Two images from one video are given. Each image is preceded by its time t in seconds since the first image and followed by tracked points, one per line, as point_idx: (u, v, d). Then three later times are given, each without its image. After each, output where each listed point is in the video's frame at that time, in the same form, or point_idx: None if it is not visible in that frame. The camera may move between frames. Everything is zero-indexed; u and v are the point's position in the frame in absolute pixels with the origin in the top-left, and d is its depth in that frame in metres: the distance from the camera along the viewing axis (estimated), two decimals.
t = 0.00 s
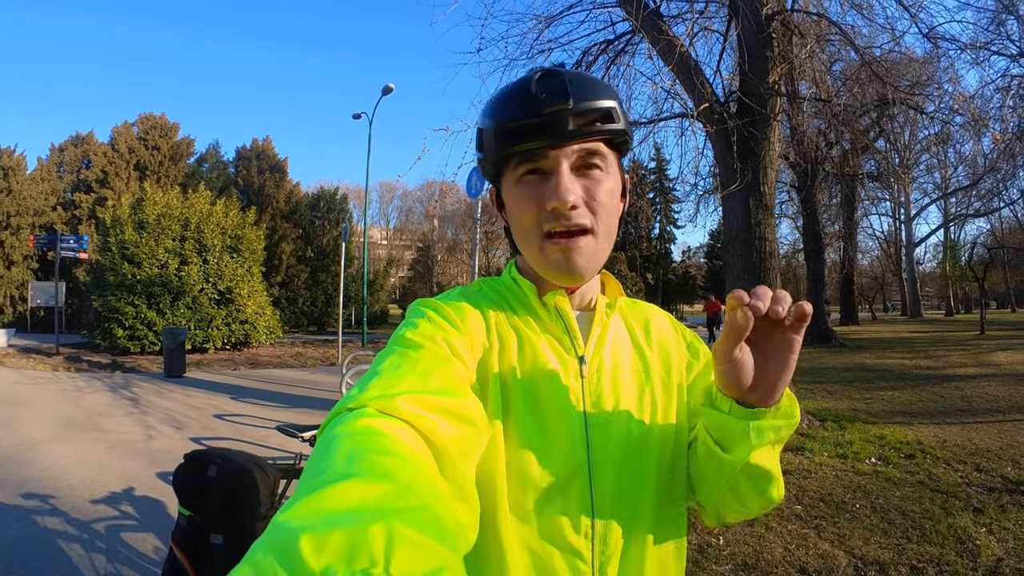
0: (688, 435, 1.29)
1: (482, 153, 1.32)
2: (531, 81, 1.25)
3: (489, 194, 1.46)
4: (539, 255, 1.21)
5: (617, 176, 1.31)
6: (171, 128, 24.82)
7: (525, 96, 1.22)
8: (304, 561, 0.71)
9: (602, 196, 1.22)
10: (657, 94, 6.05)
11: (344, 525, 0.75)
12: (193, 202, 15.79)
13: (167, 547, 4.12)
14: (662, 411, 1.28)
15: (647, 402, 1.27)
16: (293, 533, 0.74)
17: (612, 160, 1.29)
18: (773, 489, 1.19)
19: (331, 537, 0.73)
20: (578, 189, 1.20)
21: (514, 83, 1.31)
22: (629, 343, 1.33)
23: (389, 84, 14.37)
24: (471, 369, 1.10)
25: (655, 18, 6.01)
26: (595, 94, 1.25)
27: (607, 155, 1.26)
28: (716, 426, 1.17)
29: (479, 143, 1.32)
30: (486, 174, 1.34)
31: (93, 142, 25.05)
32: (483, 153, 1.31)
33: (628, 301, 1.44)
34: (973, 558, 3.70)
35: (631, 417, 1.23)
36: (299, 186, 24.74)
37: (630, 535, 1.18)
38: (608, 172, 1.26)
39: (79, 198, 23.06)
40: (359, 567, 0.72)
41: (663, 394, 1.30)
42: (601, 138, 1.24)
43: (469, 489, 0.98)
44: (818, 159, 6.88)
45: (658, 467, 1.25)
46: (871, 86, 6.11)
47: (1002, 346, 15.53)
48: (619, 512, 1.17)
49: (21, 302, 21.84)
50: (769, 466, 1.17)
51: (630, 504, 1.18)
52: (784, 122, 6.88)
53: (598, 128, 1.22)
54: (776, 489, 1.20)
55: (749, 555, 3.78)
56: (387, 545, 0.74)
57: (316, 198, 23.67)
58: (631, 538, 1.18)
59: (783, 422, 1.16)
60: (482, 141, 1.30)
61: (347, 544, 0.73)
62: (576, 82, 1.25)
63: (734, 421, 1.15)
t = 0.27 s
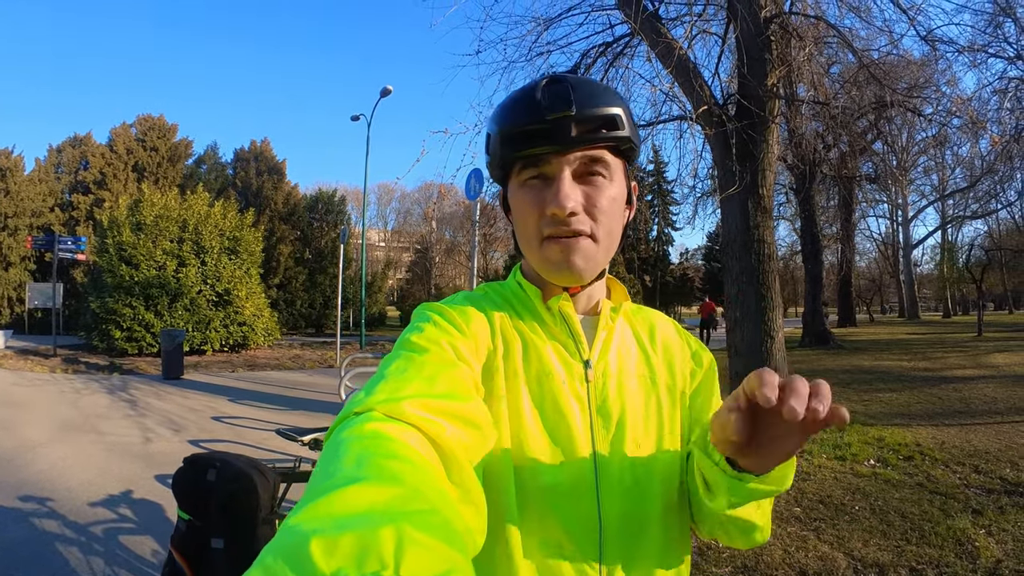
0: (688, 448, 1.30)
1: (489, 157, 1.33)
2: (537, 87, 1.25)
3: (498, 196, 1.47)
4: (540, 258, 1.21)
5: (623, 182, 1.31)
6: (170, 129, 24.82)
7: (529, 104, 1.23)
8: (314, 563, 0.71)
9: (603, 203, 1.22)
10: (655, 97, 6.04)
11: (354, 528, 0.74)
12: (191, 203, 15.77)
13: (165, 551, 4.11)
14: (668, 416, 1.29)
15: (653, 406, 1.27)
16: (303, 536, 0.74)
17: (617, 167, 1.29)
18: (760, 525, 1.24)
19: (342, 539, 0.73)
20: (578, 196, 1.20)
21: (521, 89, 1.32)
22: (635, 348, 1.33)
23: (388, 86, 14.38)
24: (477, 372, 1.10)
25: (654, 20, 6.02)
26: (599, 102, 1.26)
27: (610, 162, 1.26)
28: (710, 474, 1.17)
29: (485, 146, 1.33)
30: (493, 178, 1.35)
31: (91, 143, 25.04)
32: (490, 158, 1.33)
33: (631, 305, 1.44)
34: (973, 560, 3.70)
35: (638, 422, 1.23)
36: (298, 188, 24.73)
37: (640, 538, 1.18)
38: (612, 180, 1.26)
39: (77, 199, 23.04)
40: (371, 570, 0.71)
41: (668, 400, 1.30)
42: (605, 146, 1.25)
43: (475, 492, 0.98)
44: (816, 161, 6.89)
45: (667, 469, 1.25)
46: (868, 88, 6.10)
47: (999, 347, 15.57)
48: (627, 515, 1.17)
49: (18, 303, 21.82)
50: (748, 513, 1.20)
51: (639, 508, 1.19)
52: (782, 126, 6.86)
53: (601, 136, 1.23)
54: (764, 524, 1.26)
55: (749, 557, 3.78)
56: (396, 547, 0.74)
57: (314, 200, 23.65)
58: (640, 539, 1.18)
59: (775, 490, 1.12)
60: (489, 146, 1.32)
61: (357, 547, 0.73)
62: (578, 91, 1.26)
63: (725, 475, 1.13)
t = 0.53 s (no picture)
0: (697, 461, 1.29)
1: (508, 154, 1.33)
2: (558, 87, 1.26)
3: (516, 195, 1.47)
4: (555, 258, 1.22)
5: (639, 187, 1.32)
6: (168, 130, 24.83)
7: (550, 101, 1.24)
8: (322, 561, 0.71)
9: (620, 205, 1.23)
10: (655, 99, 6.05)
11: (361, 527, 0.74)
12: (189, 204, 15.76)
13: (165, 553, 4.10)
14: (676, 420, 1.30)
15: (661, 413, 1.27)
16: (310, 534, 0.74)
17: (635, 170, 1.30)
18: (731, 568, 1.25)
19: (349, 538, 0.73)
20: (595, 196, 1.21)
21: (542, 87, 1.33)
22: (644, 353, 1.33)
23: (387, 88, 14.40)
24: (486, 372, 1.10)
25: (653, 22, 6.03)
26: (621, 104, 1.27)
27: (629, 165, 1.27)
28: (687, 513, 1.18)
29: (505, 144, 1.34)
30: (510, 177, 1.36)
31: (89, 145, 25.03)
32: (510, 156, 1.33)
33: (642, 309, 1.44)
34: (973, 560, 3.70)
35: (646, 426, 1.24)
36: (296, 190, 24.73)
37: (649, 539, 1.19)
38: (629, 183, 1.27)
39: (76, 201, 23.02)
40: (378, 569, 0.71)
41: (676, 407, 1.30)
42: (624, 148, 1.25)
43: (481, 493, 0.98)
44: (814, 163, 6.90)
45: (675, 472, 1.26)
46: (866, 90, 6.07)
47: (997, 348, 15.61)
48: (635, 516, 1.17)
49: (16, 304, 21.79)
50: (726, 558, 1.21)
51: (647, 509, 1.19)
52: (781, 127, 6.89)
53: (619, 137, 1.23)
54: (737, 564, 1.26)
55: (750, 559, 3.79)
56: (404, 546, 0.74)
57: (313, 201, 23.65)
58: (650, 540, 1.19)
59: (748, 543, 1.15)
60: (508, 145, 1.32)
61: (365, 545, 0.73)
62: (599, 92, 1.26)
63: (704, 528, 1.14)
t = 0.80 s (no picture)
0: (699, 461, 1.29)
1: (516, 149, 1.30)
2: (579, 86, 1.23)
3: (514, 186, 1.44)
4: (568, 260, 1.22)
5: (650, 191, 1.32)
6: (167, 131, 24.83)
7: (572, 101, 1.21)
8: (316, 557, 0.70)
9: (635, 209, 1.23)
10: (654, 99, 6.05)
11: (355, 522, 0.74)
12: (188, 205, 15.75)
13: (163, 554, 4.08)
14: (677, 420, 1.29)
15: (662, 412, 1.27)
16: (305, 529, 0.73)
17: (647, 174, 1.30)
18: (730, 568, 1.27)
19: (344, 533, 0.72)
20: (614, 201, 1.20)
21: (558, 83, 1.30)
22: (645, 353, 1.32)
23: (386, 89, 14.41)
24: (485, 370, 1.09)
25: (652, 23, 6.03)
26: (641, 108, 1.26)
27: (644, 170, 1.27)
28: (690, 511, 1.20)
29: (517, 139, 1.30)
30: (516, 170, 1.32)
31: (88, 145, 25.02)
32: (519, 151, 1.29)
33: (643, 309, 1.43)
34: (973, 560, 3.69)
35: (647, 426, 1.23)
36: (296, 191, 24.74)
37: (651, 537, 1.19)
38: (643, 187, 1.27)
39: (74, 202, 23.00)
40: (372, 566, 0.71)
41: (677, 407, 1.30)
42: (641, 152, 1.24)
43: (479, 491, 0.97)
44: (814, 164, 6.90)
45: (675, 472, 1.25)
46: (865, 91, 6.08)
47: (996, 349, 15.61)
48: (634, 514, 1.17)
49: (15, 305, 21.75)
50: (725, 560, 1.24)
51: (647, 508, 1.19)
52: (780, 128, 6.90)
53: (640, 143, 1.23)
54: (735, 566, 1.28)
55: (749, 559, 3.78)
56: (398, 543, 0.73)
57: (312, 202, 23.64)
58: (650, 539, 1.19)
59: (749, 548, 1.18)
60: (519, 140, 1.28)
61: (359, 541, 0.72)
62: (623, 96, 1.24)
63: (706, 530, 1.16)
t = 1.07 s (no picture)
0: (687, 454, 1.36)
1: (511, 147, 1.29)
2: (576, 85, 1.24)
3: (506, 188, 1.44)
4: (566, 260, 1.21)
5: (645, 190, 1.32)
6: (168, 133, 24.85)
7: (569, 99, 1.22)
8: (304, 553, 0.70)
9: (632, 207, 1.24)
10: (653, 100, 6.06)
11: (344, 520, 0.74)
12: (189, 207, 15.76)
13: (163, 554, 4.08)
14: (672, 416, 1.30)
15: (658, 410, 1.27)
16: (293, 527, 0.73)
17: (642, 174, 1.31)
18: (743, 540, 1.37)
19: (332, 531, 0.73)
20: (613, 200, 1.20)
21: (553, 81, 1.30)
22: (641, 351, 1.32)
23: (386, 90, 14.40)
24: (478, 369, 1.09)
25: (652, 23, 6.03)
26: (636, 107, 1.27)
27: (640, 169, 1.28)
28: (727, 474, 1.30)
29: (511, 137, 1.30)
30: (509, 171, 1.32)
31: (89, 147, 25.04)
32: (512, 152, 1.30)
33: (638, 308, 1.43)
34: (974, 561, 3.69)
35: (642, 423, 1.23)
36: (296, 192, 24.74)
37: (644, 531, 1.20)
38: (639, 186, 1.28)
39: (74, 203, 23.01)
40: (360, 564, 0.71)
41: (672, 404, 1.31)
42: (635, 151, 1.25)
43: (469, 489, 0.97)
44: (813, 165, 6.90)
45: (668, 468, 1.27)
46: (865, 92, 6.10)
47: (997, 350, 15.59)
48: (627, 510, 1.17)
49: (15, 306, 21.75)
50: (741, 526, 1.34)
51: (640, 505, 1.19)
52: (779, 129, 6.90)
53: (636, 141, 1.23)
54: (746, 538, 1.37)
55: (749, 560, 3.77)
56: (386, 541, 0.74)
57: (312, 203, 23.64)
58: (643, 534, 1.20)
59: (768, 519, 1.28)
60: (514, 138, 1.28)
61: (348, 539, 0.72)
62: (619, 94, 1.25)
63: (738, 491, 1.27)
